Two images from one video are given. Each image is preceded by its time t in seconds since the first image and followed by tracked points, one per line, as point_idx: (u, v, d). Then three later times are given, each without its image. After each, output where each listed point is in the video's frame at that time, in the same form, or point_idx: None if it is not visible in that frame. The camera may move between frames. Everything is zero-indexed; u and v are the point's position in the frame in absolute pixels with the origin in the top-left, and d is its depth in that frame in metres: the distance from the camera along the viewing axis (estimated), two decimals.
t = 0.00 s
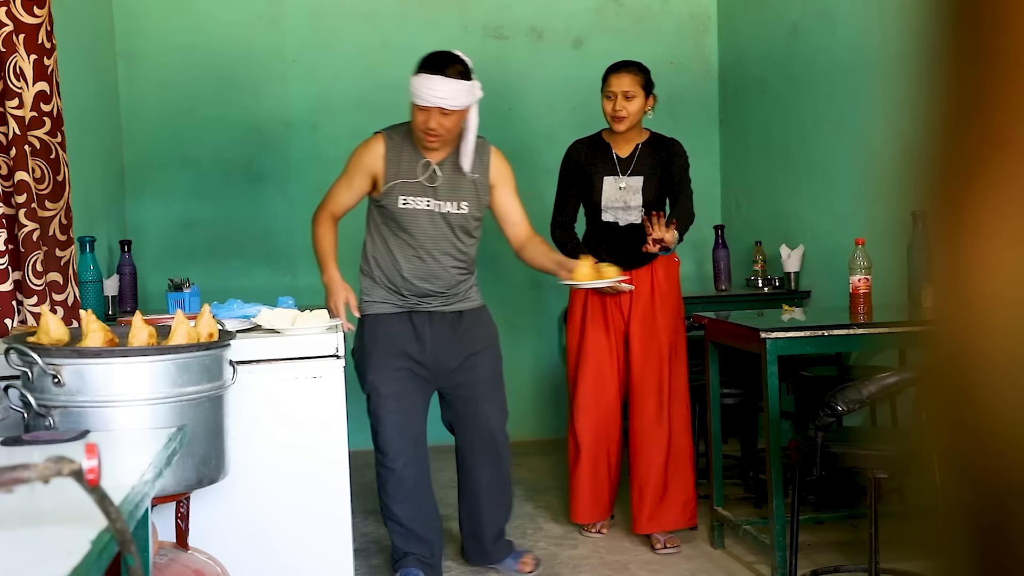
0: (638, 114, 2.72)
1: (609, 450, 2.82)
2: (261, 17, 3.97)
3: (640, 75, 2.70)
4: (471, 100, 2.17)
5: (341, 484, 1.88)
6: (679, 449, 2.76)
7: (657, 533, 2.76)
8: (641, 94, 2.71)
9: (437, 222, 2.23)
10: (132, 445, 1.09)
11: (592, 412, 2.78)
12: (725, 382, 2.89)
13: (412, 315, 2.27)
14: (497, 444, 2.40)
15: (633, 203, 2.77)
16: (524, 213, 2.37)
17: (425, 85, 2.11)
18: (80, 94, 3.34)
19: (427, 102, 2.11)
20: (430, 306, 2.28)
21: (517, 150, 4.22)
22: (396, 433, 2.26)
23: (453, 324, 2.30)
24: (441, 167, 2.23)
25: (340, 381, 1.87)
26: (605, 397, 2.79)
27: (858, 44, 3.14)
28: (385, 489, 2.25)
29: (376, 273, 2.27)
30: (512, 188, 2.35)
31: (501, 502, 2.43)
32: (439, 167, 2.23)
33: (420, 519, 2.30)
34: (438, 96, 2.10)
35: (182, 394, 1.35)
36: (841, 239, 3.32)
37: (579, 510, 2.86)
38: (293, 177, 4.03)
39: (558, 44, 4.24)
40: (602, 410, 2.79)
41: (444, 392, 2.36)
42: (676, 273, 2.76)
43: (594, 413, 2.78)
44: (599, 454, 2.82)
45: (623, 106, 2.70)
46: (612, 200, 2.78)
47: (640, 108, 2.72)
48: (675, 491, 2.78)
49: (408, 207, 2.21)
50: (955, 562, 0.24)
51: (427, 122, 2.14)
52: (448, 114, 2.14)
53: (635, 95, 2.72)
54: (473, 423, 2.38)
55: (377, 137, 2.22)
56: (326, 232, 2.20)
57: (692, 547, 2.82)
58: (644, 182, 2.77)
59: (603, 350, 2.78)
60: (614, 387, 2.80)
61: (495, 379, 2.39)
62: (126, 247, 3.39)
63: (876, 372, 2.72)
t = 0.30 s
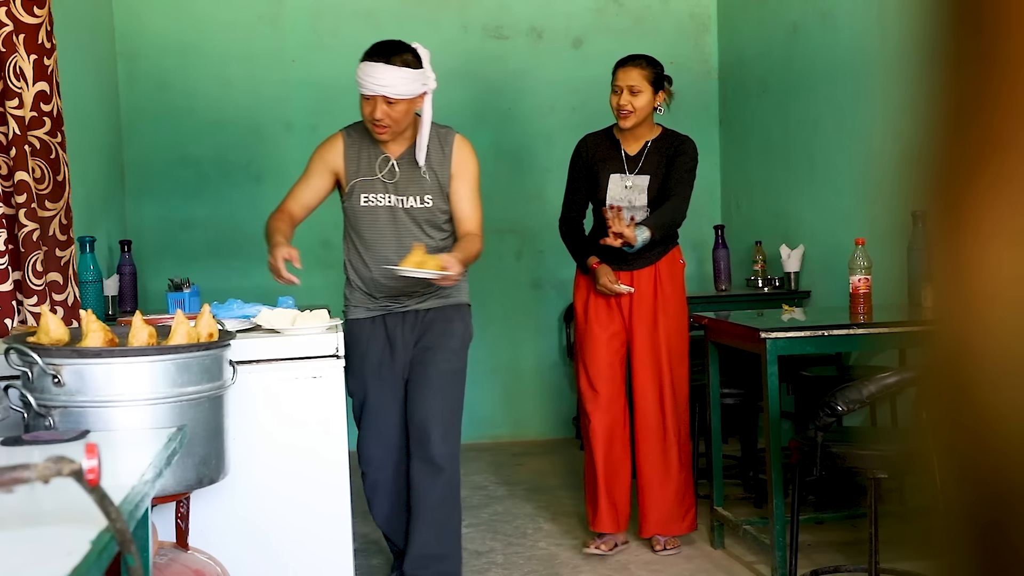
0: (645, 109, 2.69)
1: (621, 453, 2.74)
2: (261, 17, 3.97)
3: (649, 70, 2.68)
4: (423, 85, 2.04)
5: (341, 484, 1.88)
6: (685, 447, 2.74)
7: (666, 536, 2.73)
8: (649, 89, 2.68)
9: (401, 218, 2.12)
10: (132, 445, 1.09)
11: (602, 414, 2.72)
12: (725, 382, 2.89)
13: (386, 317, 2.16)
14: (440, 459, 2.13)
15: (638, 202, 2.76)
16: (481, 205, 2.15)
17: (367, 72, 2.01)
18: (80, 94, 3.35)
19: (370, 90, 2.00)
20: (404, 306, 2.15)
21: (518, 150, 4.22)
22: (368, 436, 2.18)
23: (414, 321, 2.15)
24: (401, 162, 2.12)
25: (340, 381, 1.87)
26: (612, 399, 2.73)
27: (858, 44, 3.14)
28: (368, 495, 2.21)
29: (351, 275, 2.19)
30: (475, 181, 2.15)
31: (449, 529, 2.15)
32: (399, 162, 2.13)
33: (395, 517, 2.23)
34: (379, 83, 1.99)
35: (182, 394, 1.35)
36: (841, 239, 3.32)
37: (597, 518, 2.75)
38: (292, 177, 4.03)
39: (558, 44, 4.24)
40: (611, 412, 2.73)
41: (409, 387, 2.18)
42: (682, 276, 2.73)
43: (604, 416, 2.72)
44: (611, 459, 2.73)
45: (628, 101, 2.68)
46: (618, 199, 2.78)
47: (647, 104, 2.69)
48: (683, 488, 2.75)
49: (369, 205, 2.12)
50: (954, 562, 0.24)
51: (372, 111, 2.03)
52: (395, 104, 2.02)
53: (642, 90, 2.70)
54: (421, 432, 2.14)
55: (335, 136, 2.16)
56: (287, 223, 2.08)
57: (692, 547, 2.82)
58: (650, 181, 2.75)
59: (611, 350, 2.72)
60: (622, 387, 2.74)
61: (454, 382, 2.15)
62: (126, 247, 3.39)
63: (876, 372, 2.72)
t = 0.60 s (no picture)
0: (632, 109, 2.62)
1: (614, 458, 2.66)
2: (261, 17, 3.97)
3: (637, 69, 2.60)
4: (395, 82, 2.04)
5: (341, 484, 1.86)
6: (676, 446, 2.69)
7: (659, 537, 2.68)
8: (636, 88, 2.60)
9: (371, 219, 2.08)
10: (132, 445, 1.09)
11: (594, 419, 2.64)
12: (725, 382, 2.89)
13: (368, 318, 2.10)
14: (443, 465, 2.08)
15: (624, 203, 2.69)
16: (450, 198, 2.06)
17: (346, 71, 1.96)
18: (80, 94, 3.34)
19: (354, 87, 1.96)
20: (389, 308, 2.08)
21: (517, 150, 4.22)
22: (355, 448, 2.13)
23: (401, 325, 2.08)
24: (366, 162, 2.07)
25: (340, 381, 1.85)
26: (605, 402, 2.66)
27: (858, 43, 3.14)
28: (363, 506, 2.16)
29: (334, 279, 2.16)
30: (443, 173, 2.06)
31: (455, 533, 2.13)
32: (366, 161, 2.08)
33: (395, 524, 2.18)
34: (364, 79, 1.96)
35: (182, 394, 1.35)
36: (841, 239, 3.32)
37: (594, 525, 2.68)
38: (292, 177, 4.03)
39: (558, 44, 4.24)
40: (604, 416, 2.65)
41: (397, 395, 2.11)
42: (671, 280, 2.70)
43: (596, 421, 2.64)
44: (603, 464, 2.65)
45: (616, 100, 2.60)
46: (604, 199, 2.71)
47: (634, 103, 2.61)
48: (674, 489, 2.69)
49: (339, 208, 2.08)
50: (954, 562, 0.24)
51: (354, 108, 1.99)
52: (376, 100, 1.99)
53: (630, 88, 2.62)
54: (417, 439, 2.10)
55: (301, 143, 2.14)
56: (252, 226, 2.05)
57: (692, 547, 2.82)
58: (636, 181, 2.67)
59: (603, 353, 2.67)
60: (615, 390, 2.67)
61: (456, 387, 2.10)
62: (126, 247, 3.39)
63: (876, 372, 2.72)
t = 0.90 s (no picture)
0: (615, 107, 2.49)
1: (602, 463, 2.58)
2: (260, 17, 3.97)
3: (619, 63, 2.47)
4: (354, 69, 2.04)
5: (341, 485, 1.80)
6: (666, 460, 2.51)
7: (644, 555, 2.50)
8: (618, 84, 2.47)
9: (324, 204, 2.03)
10: (132, 445, 1.09)
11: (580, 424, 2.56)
12: (724, 382, 2.89)
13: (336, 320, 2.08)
14: (426, 464, 2.07)
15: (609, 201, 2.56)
16: (401, 182, 2.07)
17: (329, 52, 1.95)
18: (80, 94, 3.35)
19: (339, 67, 1.96)
20: (355, 304, 2.07)
21: (517, 149, 4.22)
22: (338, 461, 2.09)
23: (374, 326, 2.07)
24: (312, 144, 2.02)
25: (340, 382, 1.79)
26: (593, 408, 2.57)
27: (858, 43, 3.14)
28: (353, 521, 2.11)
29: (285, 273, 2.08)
30: (390, 157, 2.06)
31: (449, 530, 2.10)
32: (311, 144, 2.02)
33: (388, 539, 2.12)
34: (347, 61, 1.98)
35: (182, 394, 1.34)
36: (840, 239, 3.32)
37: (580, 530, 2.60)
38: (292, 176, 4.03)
39: (558, 44, 4.24)
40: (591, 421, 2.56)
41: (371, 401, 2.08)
42: (663, 282, 2.51)
43: (582, 425, 2.56)
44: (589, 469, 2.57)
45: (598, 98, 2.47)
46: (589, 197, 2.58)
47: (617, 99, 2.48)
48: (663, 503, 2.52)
49: (289, 193, 2.01)
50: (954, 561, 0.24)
51: (334, 91, 1.97)
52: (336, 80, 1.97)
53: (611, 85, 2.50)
54: (394, 444, 2.08)
55: (235, 137, 2.04)
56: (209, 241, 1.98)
57: (692, 547, 2.82)
58: (622, 178, 2.54)
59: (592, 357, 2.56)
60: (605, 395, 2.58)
61: (423, 384, 2.09)
62: (126, 247, 3.39)
63: (875, 372, 2.72)
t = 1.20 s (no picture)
0: (611, 103, 2.46)
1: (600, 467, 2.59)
2: (260, 18, 3.97)
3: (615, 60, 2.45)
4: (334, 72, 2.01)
5: (343, 485, 1.76)
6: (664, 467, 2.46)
7: (638, 561, 2.46)
8: (614, 82, 2.45)
9: (303, 197, 2.02)
10: (132, 445, 1.09)
11: (578, 428, 2.57)
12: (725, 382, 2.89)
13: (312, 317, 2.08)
14: (406, 465, 2.08)
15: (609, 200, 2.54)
16: (380, 190, 2.13)
17: (300, 56, 1.92)
18: (80, 94, 3.35)
19: (307, 75, 1.92)
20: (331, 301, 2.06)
21: (517, 149, 4.22)
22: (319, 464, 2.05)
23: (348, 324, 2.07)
24: (293, 138, 2.02)
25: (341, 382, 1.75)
26: (592, 412, 2.57)
27: (857, 44, 3.14)
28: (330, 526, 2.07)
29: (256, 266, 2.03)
30: (371, 165, 2.11)
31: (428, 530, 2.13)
32: (291, 138, 2.02)
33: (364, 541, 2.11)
34: (318, 70, 1.93)
35: (182, 394, 1.34)
36: (840, 239, 3.32)
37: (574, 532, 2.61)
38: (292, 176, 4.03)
39: (558, 44, 4.24)
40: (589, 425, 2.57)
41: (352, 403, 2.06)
42: (665, 279, 2.51)
43: (580, 428, 2.57)
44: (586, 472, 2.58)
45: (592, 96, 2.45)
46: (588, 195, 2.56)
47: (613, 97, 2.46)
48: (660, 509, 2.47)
49: (267, 184, 1.99)
50: (954, 561, 0.24)
51: (299, 94, 1.95)
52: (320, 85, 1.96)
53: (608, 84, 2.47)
54: (374, 446, 2.06)
55: (214, 124, 2.00)
56: (195, 236, 1.96)
57: (692, 547, 2.82)
58: (620, 176, 2.52)
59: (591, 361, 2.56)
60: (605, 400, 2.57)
61: (399, 385, 2.10)
62: (126, 247, 3.39)
63: (875, 372, 2.72)
